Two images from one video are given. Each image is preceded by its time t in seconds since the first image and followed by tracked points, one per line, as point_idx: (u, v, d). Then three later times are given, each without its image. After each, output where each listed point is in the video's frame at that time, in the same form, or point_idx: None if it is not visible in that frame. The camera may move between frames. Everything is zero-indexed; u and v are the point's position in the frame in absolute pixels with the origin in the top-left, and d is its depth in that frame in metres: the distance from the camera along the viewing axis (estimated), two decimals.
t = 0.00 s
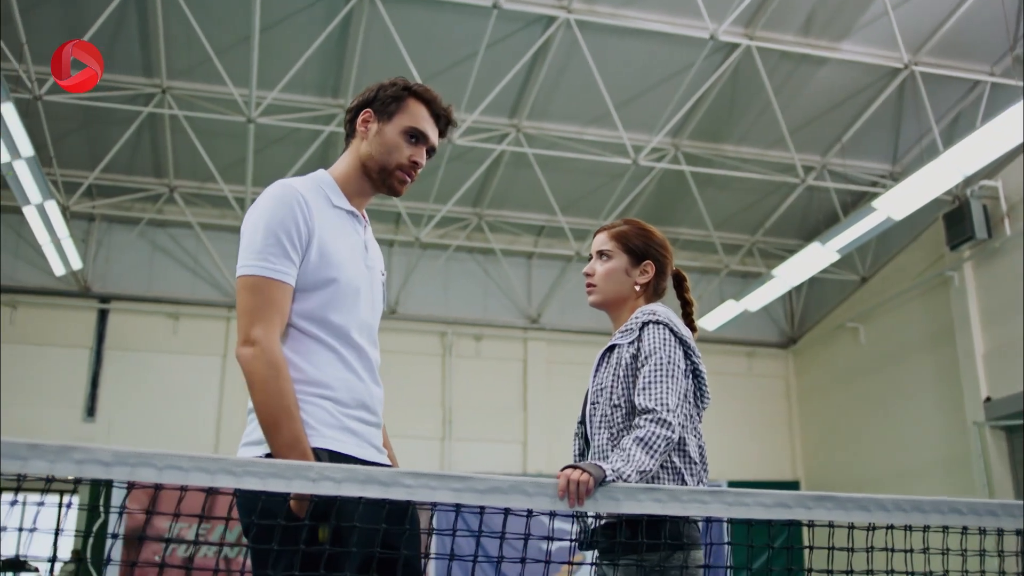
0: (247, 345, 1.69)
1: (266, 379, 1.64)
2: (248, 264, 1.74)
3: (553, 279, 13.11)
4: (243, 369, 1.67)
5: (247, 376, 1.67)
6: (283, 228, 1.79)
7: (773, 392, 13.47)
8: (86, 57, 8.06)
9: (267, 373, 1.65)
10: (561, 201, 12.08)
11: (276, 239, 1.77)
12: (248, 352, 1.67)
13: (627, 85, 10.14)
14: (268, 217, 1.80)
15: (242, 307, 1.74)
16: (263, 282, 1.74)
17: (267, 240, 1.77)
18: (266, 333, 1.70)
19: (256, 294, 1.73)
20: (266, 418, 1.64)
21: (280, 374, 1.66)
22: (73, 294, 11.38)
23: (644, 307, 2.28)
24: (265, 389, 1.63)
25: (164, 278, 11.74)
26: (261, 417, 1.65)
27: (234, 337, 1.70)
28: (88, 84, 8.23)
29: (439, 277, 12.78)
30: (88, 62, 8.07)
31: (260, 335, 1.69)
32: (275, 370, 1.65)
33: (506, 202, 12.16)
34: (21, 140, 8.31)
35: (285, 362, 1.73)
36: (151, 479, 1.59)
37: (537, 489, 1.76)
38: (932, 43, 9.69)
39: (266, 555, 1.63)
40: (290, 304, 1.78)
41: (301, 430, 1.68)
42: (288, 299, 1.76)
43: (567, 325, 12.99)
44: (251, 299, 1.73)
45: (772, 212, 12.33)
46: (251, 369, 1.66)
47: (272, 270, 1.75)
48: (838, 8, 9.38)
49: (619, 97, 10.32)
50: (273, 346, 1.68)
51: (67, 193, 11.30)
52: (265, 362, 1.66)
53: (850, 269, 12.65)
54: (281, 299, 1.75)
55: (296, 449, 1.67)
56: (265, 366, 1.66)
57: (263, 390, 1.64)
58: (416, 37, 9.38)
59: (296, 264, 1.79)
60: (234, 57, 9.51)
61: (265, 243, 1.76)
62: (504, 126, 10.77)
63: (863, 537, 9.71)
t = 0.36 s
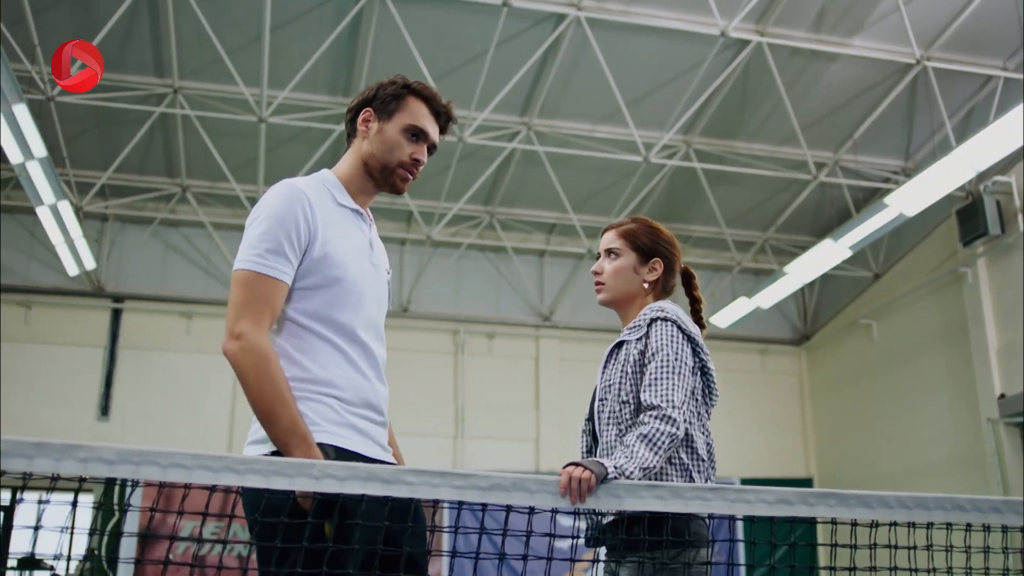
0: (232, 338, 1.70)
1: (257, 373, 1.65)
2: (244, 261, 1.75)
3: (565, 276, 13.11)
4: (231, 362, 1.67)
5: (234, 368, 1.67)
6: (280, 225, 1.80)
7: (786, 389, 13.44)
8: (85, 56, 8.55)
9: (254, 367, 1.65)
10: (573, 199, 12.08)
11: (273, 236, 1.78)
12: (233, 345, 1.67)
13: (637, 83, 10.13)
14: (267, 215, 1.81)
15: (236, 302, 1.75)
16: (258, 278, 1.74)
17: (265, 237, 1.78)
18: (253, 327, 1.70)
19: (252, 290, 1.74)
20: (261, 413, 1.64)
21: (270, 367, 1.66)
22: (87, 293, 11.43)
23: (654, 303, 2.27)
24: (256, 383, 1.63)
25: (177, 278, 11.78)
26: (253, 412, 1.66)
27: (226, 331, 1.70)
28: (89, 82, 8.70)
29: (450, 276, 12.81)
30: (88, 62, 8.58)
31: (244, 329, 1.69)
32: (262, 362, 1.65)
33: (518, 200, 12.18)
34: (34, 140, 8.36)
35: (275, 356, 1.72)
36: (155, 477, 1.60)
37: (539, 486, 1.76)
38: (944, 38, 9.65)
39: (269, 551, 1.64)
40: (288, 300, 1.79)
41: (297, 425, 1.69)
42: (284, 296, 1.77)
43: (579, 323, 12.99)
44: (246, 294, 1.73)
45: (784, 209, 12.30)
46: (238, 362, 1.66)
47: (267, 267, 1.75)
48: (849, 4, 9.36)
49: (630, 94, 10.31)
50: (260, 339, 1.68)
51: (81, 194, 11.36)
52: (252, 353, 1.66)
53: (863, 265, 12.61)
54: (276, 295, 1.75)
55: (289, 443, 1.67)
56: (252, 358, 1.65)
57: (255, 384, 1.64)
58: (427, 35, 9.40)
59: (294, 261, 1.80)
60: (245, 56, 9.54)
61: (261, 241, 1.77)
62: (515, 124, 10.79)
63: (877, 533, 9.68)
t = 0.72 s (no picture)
0: (256, 345, 1.72)
1: (276, 377, 1.66)
2: (259, 266, 1.77)
3: (582, 275, 13.10)
4: (254, 368, 1.68)
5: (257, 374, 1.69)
6: (294, 230, 1.81)
7: (805, 386, 13.39)
8: (86, 57, 8.06)
9: (275, 371, 1.66)
10: (589, 197, 12.07)
11: (286, 240, 1.79)
12: (258, 352, 1.69)
13: (653, 80, 10.11)
14: (278, 219, 1.82)
15: (253, 308, 1.76)
16: (275, 283, 1.76)
17: (278, 241, 1.79)
18: (275, 333, 1.72)
19: (268, 295, 1.75)
20: (279, 417, 1.66)
21: (288, 370, 1.68)
22: (106, 295, 11.51)
23: (666, 302, 2.27)
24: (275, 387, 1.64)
25: (196, 278, 11.84)
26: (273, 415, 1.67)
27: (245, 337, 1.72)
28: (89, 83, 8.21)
29: (468, 275, 12.82)
30: (89, 63, 8.09)
31: (269, 336, 1.71)
32: (283, 367, 1.67)
33: (535, 198, 12.18)
34: (53, 144, 8.42)
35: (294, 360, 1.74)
36: (166, 478, 1.61)
37: (548, 485, 1.76)
38: (962, 32, 9.60)
39: (281, 553, 1.65)
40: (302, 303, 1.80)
41: (314, 426, 1.70)
42: (300, 300, 1.78)
43: (597, 321, 12.98)
44: (262, 300, 1.75)
45: (801, 205, 12.26)
46: (261, 367, 1.67)
47: (283, 271, 1.77)
48: None
49: (646, 92, 10.30)
50: (280, 345, 1.70)
51: (100, 195, 11.43)
52: (273, 359, 1.68)
53: (883, 261, 12.56)
54: (291, 299, 1.77)
55: (308, 445, 1.69)
56: (274, 364, 1.67)
57: (273, 390, 1.66)
58: (442, 35, 9.40)
59: (307, 264, 1.81)
60: (261, 57, 9.56)
61: (275, 246, 1.79)
62: (531, 123, 10.80)
63: (896, 531, 9.64)
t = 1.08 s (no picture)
0: (268, 347, 1.73)
1: (288, 380, 1.68)
2: (271, 269, 1.78)
3: (600, 273, 13.10)
4: (265, 370, 1.70)
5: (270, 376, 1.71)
6: (305, 232, 1.82)
7: (824, 383, 13.34)
8: (86, 57, 8.05)
9: (288, 373, 1.68)
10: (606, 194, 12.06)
11: (297, 243, 1.81)
12: (269, 353, 1.71)
13: (668, 77, 10.10)
14: (288, 223, 1.83)
15: (266, 311, 1.78)
16: (286, 286, 1.78)
17: (289, 244, 1.80)
18: (286, 334, 1.74)
19: (279, 298, 1.77)
20: (290, 418, 1.68)
21: (300, 372, 1.70)
22: (126, 296, 11.59)
23: (677, 301, 2.27)
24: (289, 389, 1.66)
25: (215, 279, 11.90)
26: (285, 417, 1.69)
27: (258, 339, 1.73)
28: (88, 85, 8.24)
29: (485, 274, 12.84)
30: (89, 63, 8.08)
31: (279, 336, 1.73)
32: (295, 369, 1.69)
33: (551, 196, 12.18)
34: (72, 147, 8.48)
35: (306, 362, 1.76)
36: (179, 480, 1.63)
37: (558, 485, 1.77)
38: (980, 26, 9.54)
39: (293, 552, 1.66)
40: (313, 306, 1.82)
41: (325, 427, 1.72)
42: (312, 302, 1.80)
43: (614, 319, 12.97)
44: (274, 302, 1.76)
45: (819, 201, 12.21)
46: (273, 370, 1.69)
47: (295, 274, 1.79)
48: None
49: (662, 89, 10.28)
50: (292, 346, 1.72)
51: (119, 198, 11.50)
52: (284, 360, 1.70)
53: (901, 257, 12.50)
54: (303, 302, 1.79)
55: (320, 446, 1.70)
56: (285, 365, 1.69)
57: (285, 392, 1.68)
58: (457, 34, 9.42)
59: (318, 266, 1.82)
60: (278, 58, 9.60)
61: (286, 249, 1.80)
62: (547, 121, 10.80)
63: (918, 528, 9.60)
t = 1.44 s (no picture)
0: (273, 346, 1.76)
1: (293, 379, 1.70)
2: (276, 269, 1.80)
3: (614, 266, 13.09)
4: (270, 369, 1.73)
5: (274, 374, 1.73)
6: (310, 233, 1.84)
7: (840, 375, 13.32)
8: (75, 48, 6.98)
9: (291, 373, 1.70)
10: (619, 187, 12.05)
11: (301, 243, 1.83)
12: (273, 352, 1.73)
13: (681, 70, 10.08)
14: (293, 224, 1.85)
15: (270, 311, 1.80)
16: (291, 286, 1.80)
17: (294, 245, 1.82)
18: (290, 334, 1.76)
19: (284, 298, 1.79)
20: (296, 415, 1.70)
21: (304, 372, 1.72)
22: (142, 292, 11.66)
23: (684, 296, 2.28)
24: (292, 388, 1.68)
25: (230, 275, 11.96)
26: (289, 414, 1.71)
27: (263, 339, 1.76)
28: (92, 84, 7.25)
29: (500, 268, 12.86)
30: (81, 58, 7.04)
31: (284, 336, 1.75)
32: (298, 369, 1.71)
33: (565, 190, 12.17)
34: (88, 143, 8.51)
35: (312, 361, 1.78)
36: (190, 476, 1.65)
37: (563, 480, 1.78)
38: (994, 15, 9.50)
39: (301, 548, 1.68)
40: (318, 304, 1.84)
41: (329, 425, 1.74)
42: (317, 301, 1.82)
43: (628, 311, 12.97)
44: (278, 302, 1.79)
45: (834, 192, 12.18)
46: (278, 369, 1.72)
47: (298, 274, 1.81)
48: None
49: (675, 81, 10.27)
50: (296, 346, 1.74)
51: (134, 194, 11.55)
52: (289, 360, 1.73)
53: (917, 248, 12.46)
54: (308, 301, 1.81)
55: (326, 444, 1.73)
56: (289, 365, 1.72)
57: (291, 390, 1.70)
58: (470, 28, 9.42)
59: (323, 267, 1.84)
60: (291, 54, 9.63)
61: (289, 250, 1.82)
62: (561, 115, 10.80)
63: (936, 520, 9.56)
